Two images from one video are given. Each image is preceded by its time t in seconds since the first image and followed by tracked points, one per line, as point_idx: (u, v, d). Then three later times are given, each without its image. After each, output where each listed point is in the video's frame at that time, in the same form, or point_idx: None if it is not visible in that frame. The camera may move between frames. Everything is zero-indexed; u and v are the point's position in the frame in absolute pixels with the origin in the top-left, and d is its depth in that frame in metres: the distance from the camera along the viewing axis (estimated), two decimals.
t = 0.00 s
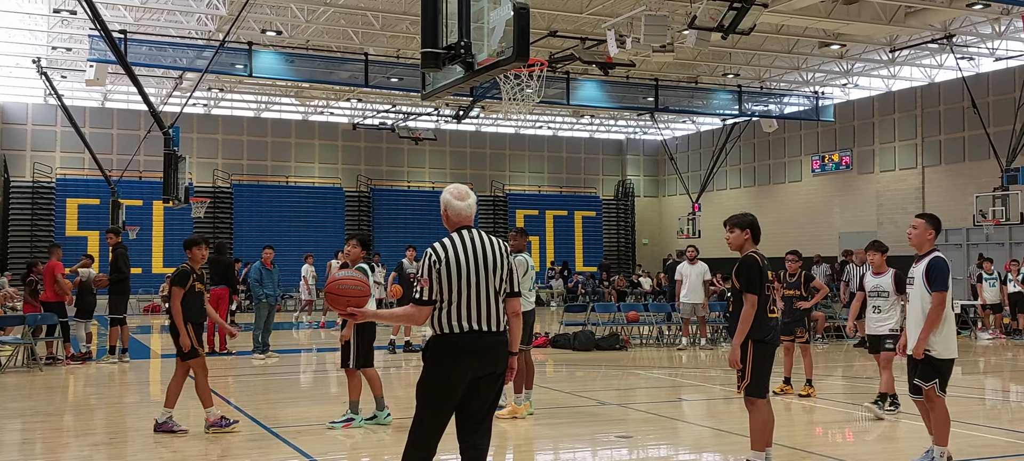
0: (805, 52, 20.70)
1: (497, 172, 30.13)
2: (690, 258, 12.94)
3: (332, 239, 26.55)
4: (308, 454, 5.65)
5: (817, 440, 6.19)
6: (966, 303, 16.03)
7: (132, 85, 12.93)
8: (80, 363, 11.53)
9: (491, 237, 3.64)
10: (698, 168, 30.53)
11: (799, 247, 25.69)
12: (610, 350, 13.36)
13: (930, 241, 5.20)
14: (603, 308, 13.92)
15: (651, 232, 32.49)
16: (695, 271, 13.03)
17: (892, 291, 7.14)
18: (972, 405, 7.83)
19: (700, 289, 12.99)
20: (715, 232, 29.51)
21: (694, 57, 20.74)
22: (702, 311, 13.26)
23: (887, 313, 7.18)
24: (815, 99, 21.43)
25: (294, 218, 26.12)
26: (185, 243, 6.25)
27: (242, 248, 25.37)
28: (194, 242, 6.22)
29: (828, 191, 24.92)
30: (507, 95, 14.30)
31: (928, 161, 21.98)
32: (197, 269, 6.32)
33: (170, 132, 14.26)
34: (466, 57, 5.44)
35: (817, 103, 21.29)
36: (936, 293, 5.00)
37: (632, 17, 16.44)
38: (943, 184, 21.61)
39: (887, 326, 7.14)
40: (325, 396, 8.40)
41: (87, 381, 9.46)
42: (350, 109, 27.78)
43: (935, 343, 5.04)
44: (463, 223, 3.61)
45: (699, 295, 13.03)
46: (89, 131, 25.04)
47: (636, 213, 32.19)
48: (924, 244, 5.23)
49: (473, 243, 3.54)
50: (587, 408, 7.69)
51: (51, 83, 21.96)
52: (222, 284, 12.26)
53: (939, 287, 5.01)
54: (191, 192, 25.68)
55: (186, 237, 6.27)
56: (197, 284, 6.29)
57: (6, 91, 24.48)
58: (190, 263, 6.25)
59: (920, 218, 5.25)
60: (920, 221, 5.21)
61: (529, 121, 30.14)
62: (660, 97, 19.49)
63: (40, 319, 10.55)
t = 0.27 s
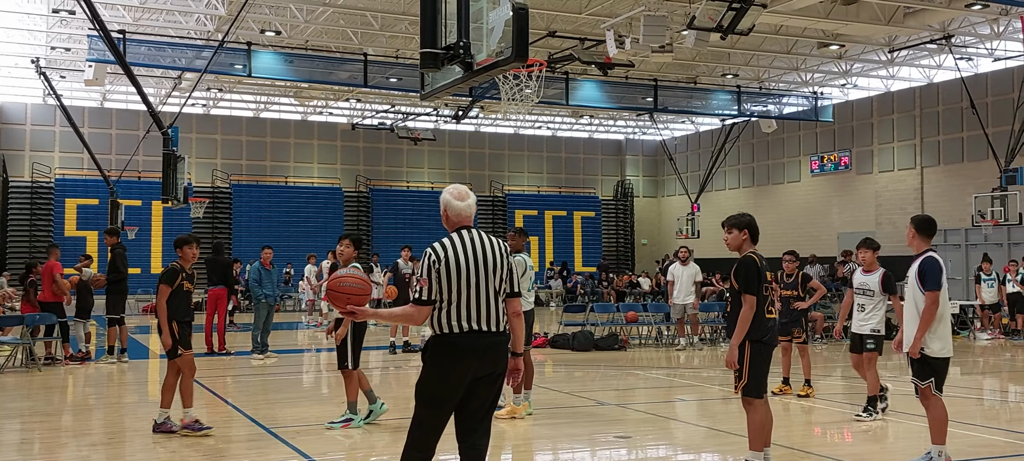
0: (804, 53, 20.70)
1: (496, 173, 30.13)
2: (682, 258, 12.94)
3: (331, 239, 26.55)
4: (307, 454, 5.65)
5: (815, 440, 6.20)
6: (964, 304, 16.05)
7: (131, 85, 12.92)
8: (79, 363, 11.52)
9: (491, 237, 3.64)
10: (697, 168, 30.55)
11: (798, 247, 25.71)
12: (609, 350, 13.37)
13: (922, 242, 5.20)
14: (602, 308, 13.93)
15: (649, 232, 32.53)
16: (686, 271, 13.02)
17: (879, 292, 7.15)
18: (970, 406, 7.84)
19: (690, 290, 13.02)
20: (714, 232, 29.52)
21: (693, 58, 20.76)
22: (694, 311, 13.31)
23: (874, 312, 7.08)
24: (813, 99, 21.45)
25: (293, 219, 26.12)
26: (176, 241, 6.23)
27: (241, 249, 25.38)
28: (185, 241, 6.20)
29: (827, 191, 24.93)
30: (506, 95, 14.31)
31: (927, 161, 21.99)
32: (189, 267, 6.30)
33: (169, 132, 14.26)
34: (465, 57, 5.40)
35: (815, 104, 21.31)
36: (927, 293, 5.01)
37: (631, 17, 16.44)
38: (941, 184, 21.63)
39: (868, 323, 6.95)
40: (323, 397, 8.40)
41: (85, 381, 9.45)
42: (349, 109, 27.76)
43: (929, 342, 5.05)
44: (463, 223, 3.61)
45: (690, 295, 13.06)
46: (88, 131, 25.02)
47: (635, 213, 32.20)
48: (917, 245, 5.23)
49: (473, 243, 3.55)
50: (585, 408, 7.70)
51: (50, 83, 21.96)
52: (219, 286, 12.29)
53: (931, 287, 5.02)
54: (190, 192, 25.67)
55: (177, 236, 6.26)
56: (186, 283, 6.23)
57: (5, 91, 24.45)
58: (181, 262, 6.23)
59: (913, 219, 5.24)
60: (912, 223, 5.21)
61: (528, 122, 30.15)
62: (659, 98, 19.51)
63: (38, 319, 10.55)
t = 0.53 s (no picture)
0: (803, 53, 20.71)
1: (495, 173, 30.12)
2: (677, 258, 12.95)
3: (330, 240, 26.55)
4: (305, 454, 5.64)
5: (814, 440, 6.20)
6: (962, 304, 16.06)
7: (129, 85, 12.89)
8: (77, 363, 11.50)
9: (490, 237, 3.64)
10: (695, 168, 30.57)
11: (796, 247, 25.73)
12: (607, 350, 13.37)
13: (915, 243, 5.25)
14: (600, 308, 13.93)
15: (648, 232, 32.54)
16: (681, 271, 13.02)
17: (858, 289, 7.16)
18: (969, 406, 7.84)
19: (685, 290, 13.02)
20: (712, 232, 29.53)
21: (691, 58, 20.78)
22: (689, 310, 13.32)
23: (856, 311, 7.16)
24: (812, 100, 21.46)
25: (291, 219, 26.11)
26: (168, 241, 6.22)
27: (239, 249, 25.38)
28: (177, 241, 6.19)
29: (825, 192, 24.95)
30: (505, 95, 14.32)
31: (925, 161, 22.01)
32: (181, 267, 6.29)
33: (167, 132, 14.26)
34: (464, 57, 5.37)
35: (814, 104, 21.32)
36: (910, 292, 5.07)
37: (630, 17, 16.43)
38: (940, 184, 21.64)
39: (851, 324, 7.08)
40: (321, 397, 8.39)
41: (83, 381, 9.44)
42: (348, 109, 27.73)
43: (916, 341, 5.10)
44: (462, 223, 3.61)
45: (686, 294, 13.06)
46: (86, 132, 25.00)
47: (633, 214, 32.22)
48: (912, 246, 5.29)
49: (473, 243, 3.54)
50: (583, 408, 7.69)
51: (48, 83, 21.94)
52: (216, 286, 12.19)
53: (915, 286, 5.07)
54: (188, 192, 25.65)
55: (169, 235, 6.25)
56: (179, 283, 6.22)
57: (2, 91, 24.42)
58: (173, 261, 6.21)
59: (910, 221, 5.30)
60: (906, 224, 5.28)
61: (527, 122, 30.15)
62: (658, 98, 19.51)
63: (36, 319, 10.54)
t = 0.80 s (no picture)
0: (797, 53, 20.72)
1: (490, 172, 30.09)
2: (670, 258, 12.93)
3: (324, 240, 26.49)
4: (299, 454, 5.61)
5: (809, 439, 6.19)
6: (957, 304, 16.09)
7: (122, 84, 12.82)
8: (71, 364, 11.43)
9: (485, 236, 3.61)
10: (690, 168, 30.58)
11: (791, 247, 25.76)
12: (602, 350, 13.36)
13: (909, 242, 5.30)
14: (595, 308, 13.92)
15: (643, 232, 32.55)
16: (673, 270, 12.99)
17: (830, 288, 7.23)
18: (965, 405, 7.84)
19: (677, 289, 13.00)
20: (707, 232, 29.56)
21: (686, 58, 20.79)
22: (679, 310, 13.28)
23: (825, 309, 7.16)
24: (806, 99, 21.48)
25: (286, 219, 26.05)
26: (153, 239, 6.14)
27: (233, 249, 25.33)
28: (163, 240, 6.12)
29: (820, 191, 24.99)
30: (500, 94, 14.32)
31: (920, 161, 22.06)
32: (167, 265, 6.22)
33: (161, 131, 14.21)
34: (459, 56, 5.36)
35: (808, 104, 21.34)
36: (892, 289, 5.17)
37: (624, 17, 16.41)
38: (934, 184, 21.69)
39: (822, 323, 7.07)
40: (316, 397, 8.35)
41: (76, 382, 9.38)
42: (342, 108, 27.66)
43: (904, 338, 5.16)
44: (456, 222, 3.58)
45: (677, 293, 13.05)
46: (79, 131, 24.90)
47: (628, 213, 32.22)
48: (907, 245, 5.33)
49: (468, 243, 3.52)
50: (579, 408, 7.67)
51: (41, 83, 21.83)
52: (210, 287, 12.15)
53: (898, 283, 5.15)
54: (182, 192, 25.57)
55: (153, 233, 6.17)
56: (167, 282, 6.17)
57: None
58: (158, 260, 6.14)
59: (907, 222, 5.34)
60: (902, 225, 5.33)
61: (522, 121, 30.12)
62: (652, 98, 19.51)
63: (29, 319, 10.49)
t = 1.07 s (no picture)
0: (781, 53, 20.83)
1: (475, 173, 30.04)
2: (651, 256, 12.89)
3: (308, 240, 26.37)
4: (282, 455, 5.56)
5: (794, 438, 6.21)
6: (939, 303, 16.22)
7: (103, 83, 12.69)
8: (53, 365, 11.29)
9: (470, 236, 3.59)
10: (674, 168, 30.68)
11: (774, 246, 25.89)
12: (587, 350, 13.36)
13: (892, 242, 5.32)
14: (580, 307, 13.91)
15: (628, 232, 32.61)
16: (655, 269, 12.97)
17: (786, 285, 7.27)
18: (947, 403, 7.89)
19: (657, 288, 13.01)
20: (692, 232, 29.66)
21: (670, 58, 20.84)
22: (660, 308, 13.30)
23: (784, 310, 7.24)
24: (790, 100, 21.59)
25: (269, 219, 25.91)
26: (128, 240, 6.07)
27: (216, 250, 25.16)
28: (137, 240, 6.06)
29: (802, 191, 25.13)
30: (485, 94, 14.30)
31: (902, 161, 22.24)
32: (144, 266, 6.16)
33: (143, 131, 14.07)
34: (444, 55, 5.36)
35: (792, 104, 21.45)
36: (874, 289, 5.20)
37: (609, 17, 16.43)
38: (916, 184, 21.88)
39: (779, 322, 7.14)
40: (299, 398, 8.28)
41: (57, 384, 9.27)
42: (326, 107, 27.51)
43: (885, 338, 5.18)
44: (442, 222, 3.56)
45: (657, 293, 13.04)
46: (60, 131, 24.63)
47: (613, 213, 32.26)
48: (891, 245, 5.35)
49: (453, 242, 3.50)
50: (564, 408, 7.66)
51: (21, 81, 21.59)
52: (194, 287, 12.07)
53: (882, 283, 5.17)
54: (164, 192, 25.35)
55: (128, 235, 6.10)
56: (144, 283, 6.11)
57: None
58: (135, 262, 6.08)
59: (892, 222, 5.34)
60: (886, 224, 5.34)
61: (507, 121, 30.10)
62: (637, 98, 19.53)
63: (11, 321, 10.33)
